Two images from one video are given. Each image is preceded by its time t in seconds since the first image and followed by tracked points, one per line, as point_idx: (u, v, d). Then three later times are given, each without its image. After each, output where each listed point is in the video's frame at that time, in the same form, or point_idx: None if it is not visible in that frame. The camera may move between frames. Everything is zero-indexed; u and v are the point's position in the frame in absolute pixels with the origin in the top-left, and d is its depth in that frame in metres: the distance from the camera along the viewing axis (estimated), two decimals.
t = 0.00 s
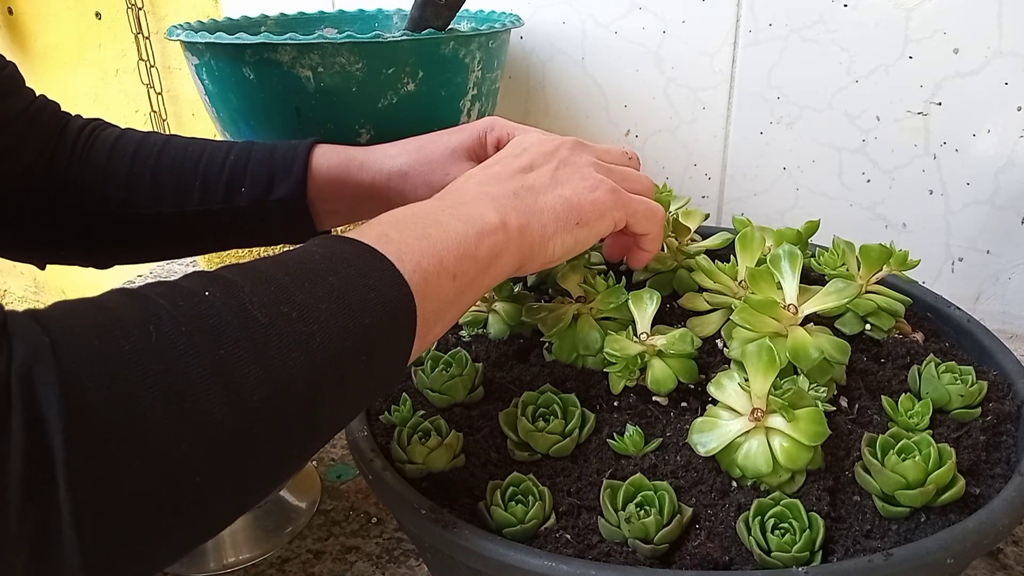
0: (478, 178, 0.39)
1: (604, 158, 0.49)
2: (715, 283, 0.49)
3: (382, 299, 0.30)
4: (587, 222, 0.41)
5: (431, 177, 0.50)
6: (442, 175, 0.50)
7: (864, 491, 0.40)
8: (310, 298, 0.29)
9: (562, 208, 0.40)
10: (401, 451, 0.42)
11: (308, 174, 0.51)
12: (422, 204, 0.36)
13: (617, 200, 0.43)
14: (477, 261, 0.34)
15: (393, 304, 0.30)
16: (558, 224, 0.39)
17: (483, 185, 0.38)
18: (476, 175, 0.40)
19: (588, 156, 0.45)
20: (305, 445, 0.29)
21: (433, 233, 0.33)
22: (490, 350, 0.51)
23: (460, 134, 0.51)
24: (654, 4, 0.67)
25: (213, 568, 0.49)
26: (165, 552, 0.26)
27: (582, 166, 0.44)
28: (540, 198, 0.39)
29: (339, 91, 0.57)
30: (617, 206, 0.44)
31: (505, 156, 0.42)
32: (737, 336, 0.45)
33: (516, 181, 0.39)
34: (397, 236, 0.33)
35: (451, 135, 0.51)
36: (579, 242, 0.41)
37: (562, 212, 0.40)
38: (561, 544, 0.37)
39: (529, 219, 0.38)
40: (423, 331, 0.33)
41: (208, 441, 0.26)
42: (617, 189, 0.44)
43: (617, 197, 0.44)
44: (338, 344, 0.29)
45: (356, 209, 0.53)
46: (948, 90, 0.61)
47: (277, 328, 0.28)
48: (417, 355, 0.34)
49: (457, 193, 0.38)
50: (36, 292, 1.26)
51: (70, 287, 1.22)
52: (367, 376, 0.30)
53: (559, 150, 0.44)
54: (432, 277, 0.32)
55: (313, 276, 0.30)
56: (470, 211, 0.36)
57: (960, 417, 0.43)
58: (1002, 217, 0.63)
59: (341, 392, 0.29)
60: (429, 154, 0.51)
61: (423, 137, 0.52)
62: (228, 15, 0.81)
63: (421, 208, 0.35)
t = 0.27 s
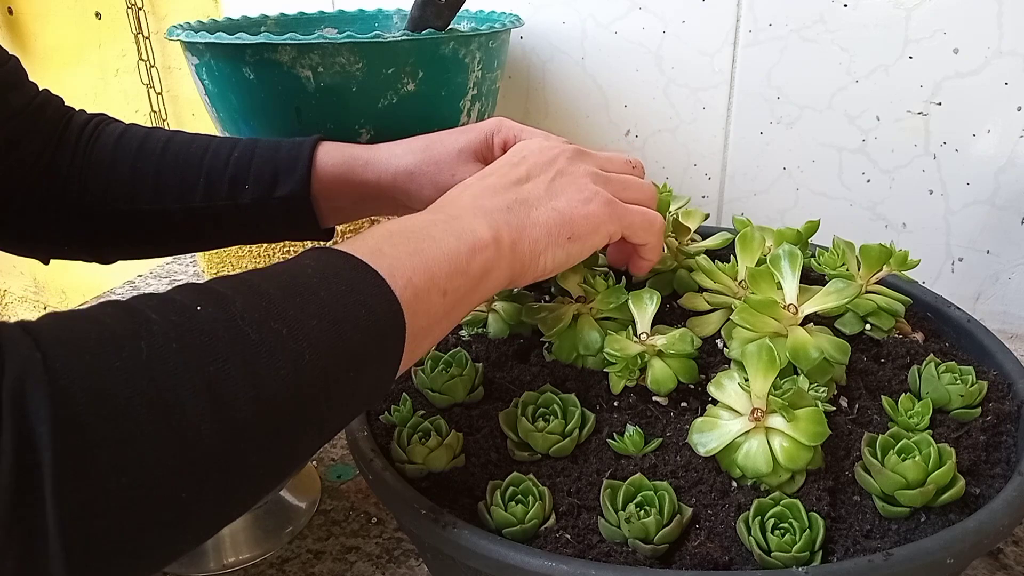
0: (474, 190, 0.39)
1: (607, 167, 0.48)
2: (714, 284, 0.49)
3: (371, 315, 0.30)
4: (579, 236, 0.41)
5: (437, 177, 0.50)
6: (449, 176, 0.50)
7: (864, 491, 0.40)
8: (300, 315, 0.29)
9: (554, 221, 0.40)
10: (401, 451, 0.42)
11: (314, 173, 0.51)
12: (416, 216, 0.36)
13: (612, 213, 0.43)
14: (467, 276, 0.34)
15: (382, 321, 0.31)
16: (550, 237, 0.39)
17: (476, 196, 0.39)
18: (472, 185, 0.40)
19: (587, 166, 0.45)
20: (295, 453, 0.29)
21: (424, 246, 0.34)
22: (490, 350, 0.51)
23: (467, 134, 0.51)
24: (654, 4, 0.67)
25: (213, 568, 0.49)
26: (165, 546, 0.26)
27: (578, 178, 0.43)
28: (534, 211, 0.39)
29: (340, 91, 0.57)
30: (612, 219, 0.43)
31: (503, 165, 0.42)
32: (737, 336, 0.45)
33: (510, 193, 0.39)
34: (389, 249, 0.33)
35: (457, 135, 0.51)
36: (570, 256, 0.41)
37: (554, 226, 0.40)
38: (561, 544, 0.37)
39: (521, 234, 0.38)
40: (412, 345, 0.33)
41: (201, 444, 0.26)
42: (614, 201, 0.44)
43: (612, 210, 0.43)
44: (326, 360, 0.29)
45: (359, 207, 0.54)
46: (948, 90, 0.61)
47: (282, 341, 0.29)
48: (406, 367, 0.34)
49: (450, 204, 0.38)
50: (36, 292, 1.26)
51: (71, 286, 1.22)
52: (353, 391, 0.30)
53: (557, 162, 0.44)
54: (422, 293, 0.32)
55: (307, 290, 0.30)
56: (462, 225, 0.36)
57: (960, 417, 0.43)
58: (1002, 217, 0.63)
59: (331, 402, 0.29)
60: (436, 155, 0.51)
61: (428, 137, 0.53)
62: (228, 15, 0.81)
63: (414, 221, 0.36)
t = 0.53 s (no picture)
0: (474, 196, 0.39)
1: (609, 175, 0.48)
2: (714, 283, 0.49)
3: (370, 327, 0.31)
4: (574, 249, 0.41)
5: (440, 178, 0.51)
6: (451, 176, 0.50)
7: (864, 491, 0.40)
8: (300, 323, 0.30)
9: (551, 233, 0.40)
10: (401, 452, 0.42)
11: (317, 172, 0.51)
12: (416, 222, 0.36)
13: (609, 225, 0.43)
14: (464, 285, 0.35)
15: (380, 332, 0.31)
16: (546, 249, 0.40)
17: (477, 203, 0.39)
18: (472, 191, 0.40)
19: (587, 175, 0.45)
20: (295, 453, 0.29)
21: (423, 255, 0.34)
22: (490, 350, 0.51)
23: (468, 135, 0.51)
24: (654, 4, 0.67)
25: (213, 568, 0.49)
26: (165, 540, 0.27)
27: (576, 188, 0.43)
28: (531, 223, 0.40)
29: (340, 91, 0.57)
30: (608, 230, 0.43)
31: (504, 171, 0.42)
32: (737, 336, 0.45)
33: (510, 202, 0.40)
34: (390, 257, 0.33)
35: (459, 136, 0.51)
36: (566, 266, 0.41)
37: (550, 238, 0.40)
38: (561, 544, 0.37)
39: (518, 245, 0.38)
40: (406, 354, 0.33)
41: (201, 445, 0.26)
42: (611, 213, 0.44)
43: (609, 223, 0.43)
44: (324, 370, 0.29)
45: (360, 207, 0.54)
46: (948, 90, 0.61)
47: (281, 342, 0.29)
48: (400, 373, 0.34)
49: (450, 209, 0.38)
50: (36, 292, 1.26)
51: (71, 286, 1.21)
52: (349, 399, 0.30)
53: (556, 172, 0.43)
54: (419, 303, 0.33)
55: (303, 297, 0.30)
56: (461, 233, 0.36)
57: (960, 417, 0.43)
58: (1002, 217, 0.63)
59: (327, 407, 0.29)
60: (438, 155, 0.51)
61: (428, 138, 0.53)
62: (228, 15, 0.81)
63: (414, 227, 0.36)
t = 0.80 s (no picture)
0: (476, 202, 0.39)
1: (609, 179, 0.47)
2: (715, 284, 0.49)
3: (369, 338, 0.31)
4: (575, 260, 0.41)
5: (440, 179, 0.51)
6: (451, 176, 0.50)
7: (864, 491, 0.40)
8: (300, 335, 0.30)
9: (553, 244, 0.40)
10: (401, 452, 0.42)
11: (316, 173, 0.51)
12: (417, 228, 0.37)
13: (610, 235, 0.43)
14: (463, 295, 0.35)
15: (378, 343, 0.31)
16: (547, 258, 0.40)
17: (478, 209, 0.39)
18: (475, 197, 0.40)
19: (591, 183, 0.45)
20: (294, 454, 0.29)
21: (423, 263, 0.34)
22: (490, 350, 0.51)
23: (468, 135, 0.51)
24: (654, 4, 0.67)
25: (213, 568, 0.49)
26: (166, 538, 0.27)
27: (579, 196, 0.43)
28: (532, 231, 0.40)
29: (340, 92, 0.57)
30: (609, 240, 0.43)
31: (505, 175, 0.42)
32: (737, 336, 0.45)
33: (512, 209, 0.40)
34: (391, 265, 0.34)
35: (458, 137, 0.51)
36: (567, 275, 0.41)
37: (552, 249, 0.40)
38: (561, 544, 0.37)
39: (519, 254, 0.38)
40: (406, 361, 0.34)
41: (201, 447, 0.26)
42: (613, 224, 0.44)
43: (611, 232, 0.43)
44: (322, 380, 0.30)
45: (360, 208, 0.54)
46: (949, 89, 0.61)
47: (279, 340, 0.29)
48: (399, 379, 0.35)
49: (451, 216, 0.38)
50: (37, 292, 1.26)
51: (71, 286, 1.21)
52: (349, 405, 0.31)
53: (558, 177, 0.43)
54: (418, 313, 0.33)
55: (298, 309, 0.31)
56: (462, 241, 0.36)
57: (960, 417, 0.43)
58: (1002, 217, 0.63)
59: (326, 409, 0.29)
60: (437, 156, 0.51)
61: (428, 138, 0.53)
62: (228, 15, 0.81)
63: (416, 234, 0.36)
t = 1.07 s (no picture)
0: (479, 201, 0.39)
1: (610, 174, 0.47)
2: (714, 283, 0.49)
3: (378, 330, 0.31)
4: (578, 250, 0.41)
5: (441, 179, 0.51)
6: (452, 178, 0.50)
7: (864, 491, 0.40)
8: (310, 326, 0.30)
9: (554, 236, 0.40)
10: (401, 451, 0.42)
11: (318, 172, 0.51)
12: (421, 227, 0.37)
13: (613, 226, 0.43)
14: (468, 288, 0.35)
15: (385, 335, 0.31)
16: (551, 252, 0.40)
17: (480, 207, 0.39)
18: (477, 195, 0.40)
19: (590, 176, 0.45)
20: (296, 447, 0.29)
21: (427, 258, 0.34)
22: (490, 350, 0.51)
23: (469, 136, 0.51)
24: (654, 4, 0.67)
25: (213, 568, 0.49)
26: (167, 537, 0.27)
27: (579, 191, 0.43)
28: (534, 226, 0.40)
29: (340, 92, 0.57)
30: (612, 230, 0.43)
31: (505, 175, 0.42)
32: (737, 336, 0.45)
33: (512, 207, 0.40)
34: (396, 260, 0.34)
35: (459, 137, 0.51)
36: (571, 270, 0.41)
37: (554, 240, 0.40)
38: (561, 544, 0.37)
39: (523, 249, 0.38)
40: (413, 356, 0.34)
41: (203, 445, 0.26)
42: (614, 215, 0.44)
43: (612, 223, 0.43)
44: (332, 371, 0.30)
45: (361, 208, 0.54)
46: (948, 89, 0.61)
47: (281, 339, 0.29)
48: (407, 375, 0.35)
49: (455, 214, 0.38)
50: (37, 292, 1.26)
51: (71, 286, 1.21)
52: (355, 400, 0.31)
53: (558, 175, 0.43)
54: (425, 306, 0.33)
55: (303, 301, 0.31)
56: (466, 237, 0.36)
57: (960, 417, 0.43)
58: (1002, 217, 0.63)
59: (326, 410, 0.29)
60: (438, 156, 0.51)
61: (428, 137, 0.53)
62: (228, 15, 0.81)
63: (420, 233, 0.36)
